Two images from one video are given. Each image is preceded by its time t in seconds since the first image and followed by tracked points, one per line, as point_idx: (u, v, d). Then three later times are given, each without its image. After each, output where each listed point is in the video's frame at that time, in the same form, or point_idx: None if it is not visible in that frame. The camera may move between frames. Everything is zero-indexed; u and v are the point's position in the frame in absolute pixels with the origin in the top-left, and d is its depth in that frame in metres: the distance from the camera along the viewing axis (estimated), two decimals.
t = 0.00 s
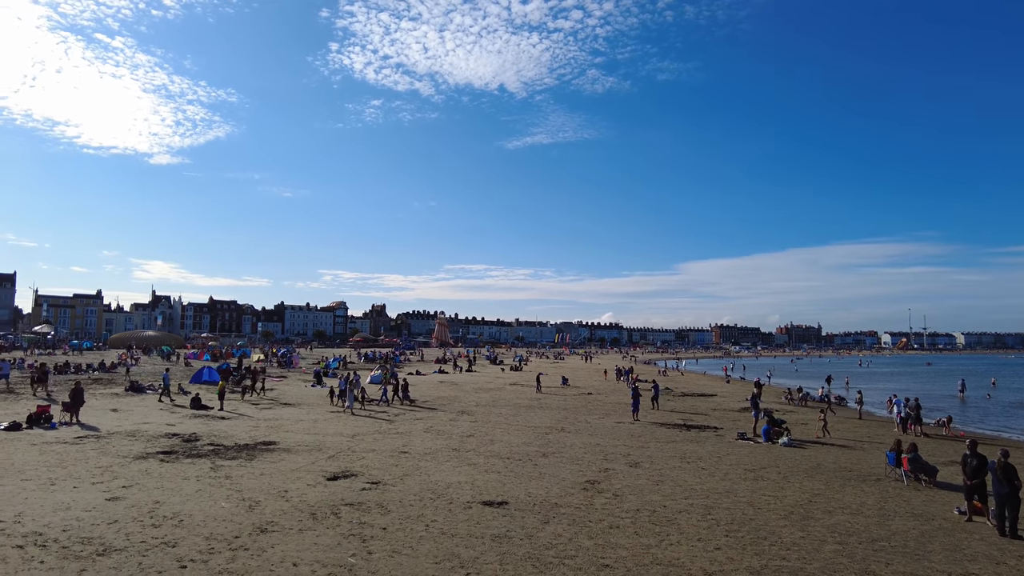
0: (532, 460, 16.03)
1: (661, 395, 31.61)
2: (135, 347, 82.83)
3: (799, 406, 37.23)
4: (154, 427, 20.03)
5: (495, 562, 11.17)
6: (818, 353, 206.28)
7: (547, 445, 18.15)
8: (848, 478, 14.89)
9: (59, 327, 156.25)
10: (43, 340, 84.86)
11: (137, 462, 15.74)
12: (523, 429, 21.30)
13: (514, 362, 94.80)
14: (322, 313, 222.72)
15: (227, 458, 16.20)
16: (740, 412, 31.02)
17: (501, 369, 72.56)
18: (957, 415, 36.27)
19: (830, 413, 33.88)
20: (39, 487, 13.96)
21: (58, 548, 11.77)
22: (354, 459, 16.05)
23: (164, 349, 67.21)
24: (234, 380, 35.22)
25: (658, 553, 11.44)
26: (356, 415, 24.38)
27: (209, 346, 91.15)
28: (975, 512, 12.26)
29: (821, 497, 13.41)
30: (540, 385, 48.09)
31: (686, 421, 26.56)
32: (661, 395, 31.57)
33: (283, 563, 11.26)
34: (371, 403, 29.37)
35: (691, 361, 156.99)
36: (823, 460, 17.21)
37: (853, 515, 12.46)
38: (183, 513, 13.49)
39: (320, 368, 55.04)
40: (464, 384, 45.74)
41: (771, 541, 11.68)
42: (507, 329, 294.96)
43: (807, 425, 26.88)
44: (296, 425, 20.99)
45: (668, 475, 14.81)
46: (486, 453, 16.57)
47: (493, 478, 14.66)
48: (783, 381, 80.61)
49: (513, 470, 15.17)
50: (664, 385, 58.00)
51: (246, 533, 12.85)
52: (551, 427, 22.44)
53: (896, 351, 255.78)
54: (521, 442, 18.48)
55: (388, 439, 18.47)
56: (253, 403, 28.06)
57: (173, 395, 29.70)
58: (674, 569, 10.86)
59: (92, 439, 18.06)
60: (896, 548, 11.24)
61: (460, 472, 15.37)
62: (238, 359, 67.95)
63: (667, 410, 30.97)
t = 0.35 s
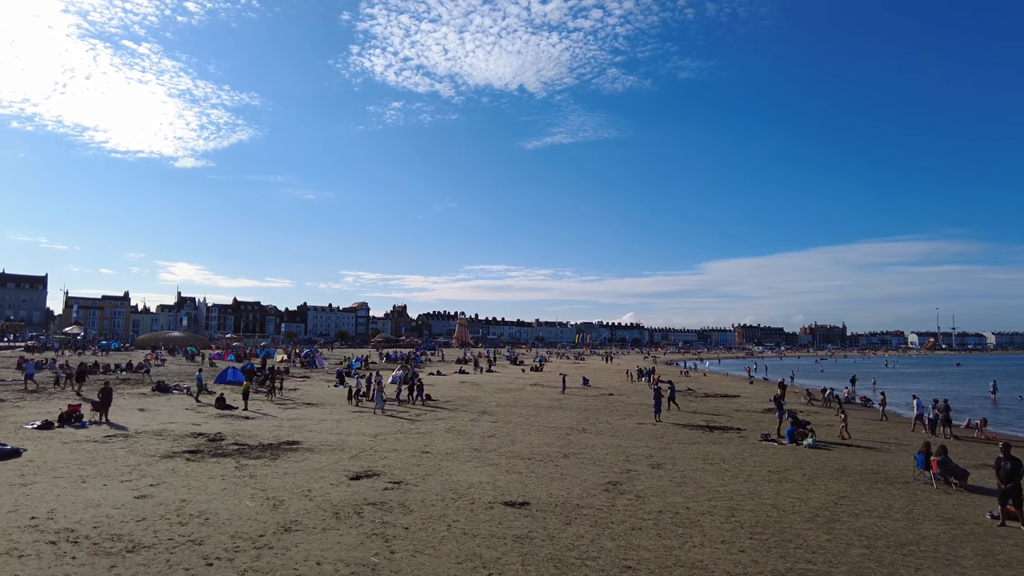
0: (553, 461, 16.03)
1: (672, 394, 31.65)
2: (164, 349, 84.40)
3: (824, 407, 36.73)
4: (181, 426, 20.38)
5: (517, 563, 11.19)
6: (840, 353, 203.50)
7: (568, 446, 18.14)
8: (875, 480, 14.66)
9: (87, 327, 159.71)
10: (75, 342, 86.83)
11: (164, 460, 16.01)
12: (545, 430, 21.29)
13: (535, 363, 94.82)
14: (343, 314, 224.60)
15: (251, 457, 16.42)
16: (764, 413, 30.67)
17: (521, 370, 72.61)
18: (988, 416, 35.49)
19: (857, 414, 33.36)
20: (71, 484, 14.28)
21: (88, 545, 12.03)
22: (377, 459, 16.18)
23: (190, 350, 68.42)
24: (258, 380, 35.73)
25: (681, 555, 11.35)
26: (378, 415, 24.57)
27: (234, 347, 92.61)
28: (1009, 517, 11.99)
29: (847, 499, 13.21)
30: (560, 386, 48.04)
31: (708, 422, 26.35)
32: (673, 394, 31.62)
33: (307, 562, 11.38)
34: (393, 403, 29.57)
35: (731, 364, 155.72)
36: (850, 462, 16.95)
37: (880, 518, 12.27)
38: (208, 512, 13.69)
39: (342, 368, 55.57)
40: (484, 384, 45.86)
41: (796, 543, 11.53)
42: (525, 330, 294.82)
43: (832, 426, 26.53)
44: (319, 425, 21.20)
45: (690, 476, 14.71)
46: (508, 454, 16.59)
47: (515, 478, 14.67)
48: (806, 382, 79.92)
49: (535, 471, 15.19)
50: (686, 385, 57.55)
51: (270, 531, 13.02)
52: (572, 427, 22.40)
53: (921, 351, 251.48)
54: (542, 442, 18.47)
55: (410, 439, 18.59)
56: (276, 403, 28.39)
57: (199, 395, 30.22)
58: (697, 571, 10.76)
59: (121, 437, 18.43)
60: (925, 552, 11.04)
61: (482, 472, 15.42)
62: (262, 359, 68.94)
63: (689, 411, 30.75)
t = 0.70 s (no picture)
0: (572, 462, 15.99)
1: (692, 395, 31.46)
2: (187, 351, 85.64)
3: (847, 408, 36.23)
4: (203, 427, 20.66)
5: (536, 564, 11.17)
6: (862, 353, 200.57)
7: (587, 446, 18.09)
8: (901, 482, 14.42)
9: (112, 329, 162.72)
10: (102, 343, 88.53)
11: (187, 460, 16.24)
12: (563, 430, 21.26)
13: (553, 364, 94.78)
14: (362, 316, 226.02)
15: (272, 457, 16.58)
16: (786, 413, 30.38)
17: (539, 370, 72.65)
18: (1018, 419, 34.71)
19: (881, 415, 32.86)
20: (97, 482, 14.54)
21: (114, 542, 12.23)
22: (396, 459, 16.28)
23: (212, 351, 69.36)
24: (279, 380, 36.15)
25: (702, 557, 11.25)
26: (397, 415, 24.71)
27: (256, 347, 93.71)
28: None
29: (871, 502, 13.01)
30: (578, 386, 47.98)
31: (728, 423, 26.13)
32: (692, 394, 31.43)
33: (328, 561, 11.47)
34: (412, 403, 29.75)
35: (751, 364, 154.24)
36: (874, 464, 16.71)
37: (905, 521, 12.07)
38: (230, 511, 13.86)
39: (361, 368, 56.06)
40: (503, 385, 45.95)
41: (819, 546, 11.39)
42: (541, 330, 294.56)
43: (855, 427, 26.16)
44: (339, 425, 21.38)
45: (710, 477, 14.60)
46: (526, 454, 16.59)
47: (533, 479, 14.66)
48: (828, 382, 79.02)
49: (554, 472, 15.17)
50: (705, 386, 57.10)
51: (291, 530, 13.14)
52: (591, 428, 22.36)
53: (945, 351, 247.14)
54: (561, 443, 18.44)
55: (429, 439, 18.66)
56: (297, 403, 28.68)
57: (221, 396, 30.62)
58: (718, 573, 10.66)
59: (144, 437, 18.73)
60: (953, 557, 10.83)
61: (501, 472, 15.43)
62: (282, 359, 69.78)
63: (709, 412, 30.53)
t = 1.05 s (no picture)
0: (592, 463, 15.96)
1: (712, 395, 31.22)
2: (212, 351, 86.88)
3: (872, 410, 35.70)
4: (225, 426, 20.94)
5: (556, 564, 11.16)
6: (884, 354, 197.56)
7: (607, 447, 18.03)
8: (928, 485, 14.19)
9: (136, 329, 165.68)
10: (129, 342, 90.20)
11: (211, 459, 16.48)
12: (582, 431, 21.22)
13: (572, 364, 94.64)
14: (381, 316, 227.45)
15: (294, 456, 16.76)
16: (808, 415, 30.03)
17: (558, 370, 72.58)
18: None
19: (907, 417, 32.32)
20: (123, 480, 14.81)
21: (140, 539, 12.44)
22: (416, 458, 16.37)
23: (235, 351, 70.32)
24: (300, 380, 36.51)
25: (724, 559, 11.16)
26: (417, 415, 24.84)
27: (278, 347, 94.84)
28: None
29: (897, 505, 12.82)
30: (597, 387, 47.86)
31: (750, 424, 25.87)
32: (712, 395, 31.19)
33: (349, 560, 11.56)
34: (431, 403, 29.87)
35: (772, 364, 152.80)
36: (900, 466, 16.45)
37: (932, 524, 11.86)
38: (253, 509, 14.03)
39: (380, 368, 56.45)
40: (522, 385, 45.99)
41: (843, 549, 11.23)
42: (558, 330, 293.80)
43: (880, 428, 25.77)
44: (359, 424, 21.55)
45: (732, 479, 14.48)
46: (546, 455, 16.59)
47: (553, 480, 14.65)
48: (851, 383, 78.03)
49: (574, 472, 15.15)
50: (725, 386, 56.59)
51: (313, 529, 13.28)
52: (610, 429, 22.29)
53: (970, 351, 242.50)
54: (581, 444, 18.41)
55: (448, 439, 18.74)
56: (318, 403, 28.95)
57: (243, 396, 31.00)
58: None
59: (169, 436, 19.04)
60: (983, 562, 10.62)
61: (521, 473, 15.45)
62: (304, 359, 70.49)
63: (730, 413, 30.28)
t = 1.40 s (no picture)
0: (616, 464, 15.91)
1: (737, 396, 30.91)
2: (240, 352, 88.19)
3: (902, 412, 35.03)
4: (252, 425, 21.27)
5: (581, 565, 11.15)
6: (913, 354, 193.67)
7: (631, 448, 17.95)
8: (961, 489, 13.89)
9: (164, 330, 168.89)
10: (160, 343, 92.00)
11: (237, 457, 16.74)
12: (605, 432, 21.14)
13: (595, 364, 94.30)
14: (404, 316, 228.87)
15: (319, 456, 16.95)
16: (836, 416, 29.56)
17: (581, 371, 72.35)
18: None
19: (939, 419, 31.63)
20: (153, 478, 15.11)
21: (170, 536, 12.69)
22: (440, 458, 16.46)
23: (260, 351, 71.25)
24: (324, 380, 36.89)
25: (750, 562, 11.06)
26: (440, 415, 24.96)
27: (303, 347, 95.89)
28: None
29: (928, 508, 12.59)
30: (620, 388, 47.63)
31: (776, 425, 25.55)
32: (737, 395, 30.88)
33: (374, 559, 11.67)
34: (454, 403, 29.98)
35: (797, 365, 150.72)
36: (932, 469, 16.13)
37: (966, 529, 11.62)
38: (279, 508, 14.23)
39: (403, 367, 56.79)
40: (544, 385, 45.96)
41: (873, 553, 11.06)
42: (579, 330, 293.08)
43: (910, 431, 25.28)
44: (383, 424, 21.73)
45: (758, 480, 14.34)
46: (569, 455, 16.56)
47: (577, 481, 14.63)
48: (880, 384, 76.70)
49: (598, 473, 15.11)
50: (751, 387, 55.90)
51: (338, 528, 13.42)
52: (633, 430, 22.19)
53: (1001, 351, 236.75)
54: (604, 445, 18.36)
55: (471, 439, 18.79)
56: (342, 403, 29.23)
57: (269, 396, 31.40)
58: None
59: (197, 435, 19.37)
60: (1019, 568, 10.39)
61: (544, 473, 15.45)
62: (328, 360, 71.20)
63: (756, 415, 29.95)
